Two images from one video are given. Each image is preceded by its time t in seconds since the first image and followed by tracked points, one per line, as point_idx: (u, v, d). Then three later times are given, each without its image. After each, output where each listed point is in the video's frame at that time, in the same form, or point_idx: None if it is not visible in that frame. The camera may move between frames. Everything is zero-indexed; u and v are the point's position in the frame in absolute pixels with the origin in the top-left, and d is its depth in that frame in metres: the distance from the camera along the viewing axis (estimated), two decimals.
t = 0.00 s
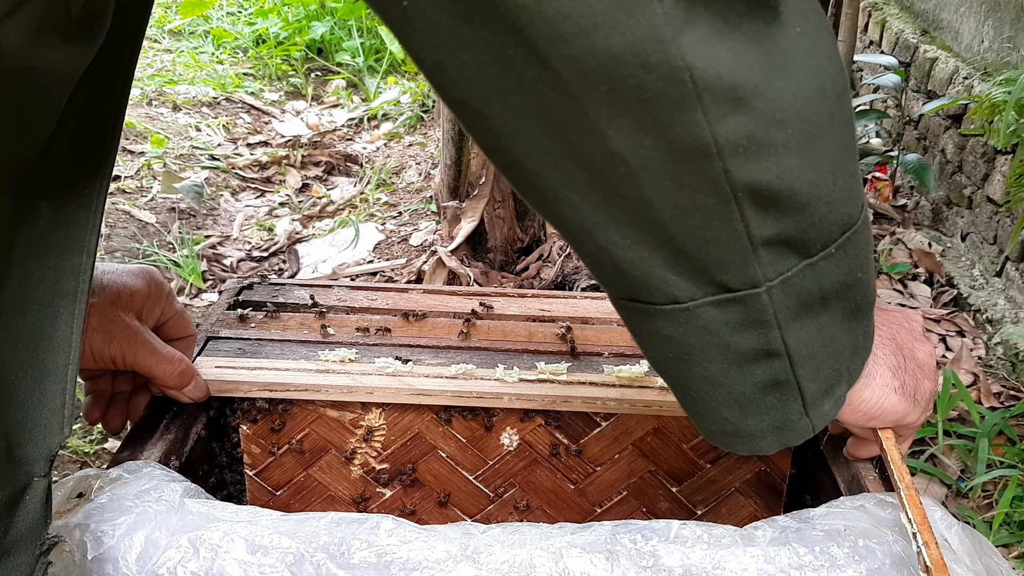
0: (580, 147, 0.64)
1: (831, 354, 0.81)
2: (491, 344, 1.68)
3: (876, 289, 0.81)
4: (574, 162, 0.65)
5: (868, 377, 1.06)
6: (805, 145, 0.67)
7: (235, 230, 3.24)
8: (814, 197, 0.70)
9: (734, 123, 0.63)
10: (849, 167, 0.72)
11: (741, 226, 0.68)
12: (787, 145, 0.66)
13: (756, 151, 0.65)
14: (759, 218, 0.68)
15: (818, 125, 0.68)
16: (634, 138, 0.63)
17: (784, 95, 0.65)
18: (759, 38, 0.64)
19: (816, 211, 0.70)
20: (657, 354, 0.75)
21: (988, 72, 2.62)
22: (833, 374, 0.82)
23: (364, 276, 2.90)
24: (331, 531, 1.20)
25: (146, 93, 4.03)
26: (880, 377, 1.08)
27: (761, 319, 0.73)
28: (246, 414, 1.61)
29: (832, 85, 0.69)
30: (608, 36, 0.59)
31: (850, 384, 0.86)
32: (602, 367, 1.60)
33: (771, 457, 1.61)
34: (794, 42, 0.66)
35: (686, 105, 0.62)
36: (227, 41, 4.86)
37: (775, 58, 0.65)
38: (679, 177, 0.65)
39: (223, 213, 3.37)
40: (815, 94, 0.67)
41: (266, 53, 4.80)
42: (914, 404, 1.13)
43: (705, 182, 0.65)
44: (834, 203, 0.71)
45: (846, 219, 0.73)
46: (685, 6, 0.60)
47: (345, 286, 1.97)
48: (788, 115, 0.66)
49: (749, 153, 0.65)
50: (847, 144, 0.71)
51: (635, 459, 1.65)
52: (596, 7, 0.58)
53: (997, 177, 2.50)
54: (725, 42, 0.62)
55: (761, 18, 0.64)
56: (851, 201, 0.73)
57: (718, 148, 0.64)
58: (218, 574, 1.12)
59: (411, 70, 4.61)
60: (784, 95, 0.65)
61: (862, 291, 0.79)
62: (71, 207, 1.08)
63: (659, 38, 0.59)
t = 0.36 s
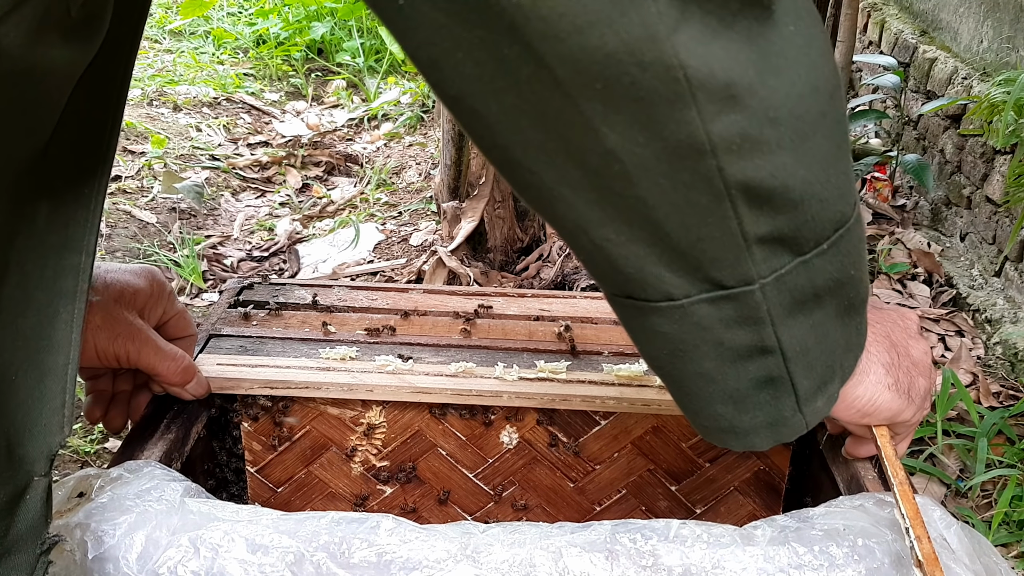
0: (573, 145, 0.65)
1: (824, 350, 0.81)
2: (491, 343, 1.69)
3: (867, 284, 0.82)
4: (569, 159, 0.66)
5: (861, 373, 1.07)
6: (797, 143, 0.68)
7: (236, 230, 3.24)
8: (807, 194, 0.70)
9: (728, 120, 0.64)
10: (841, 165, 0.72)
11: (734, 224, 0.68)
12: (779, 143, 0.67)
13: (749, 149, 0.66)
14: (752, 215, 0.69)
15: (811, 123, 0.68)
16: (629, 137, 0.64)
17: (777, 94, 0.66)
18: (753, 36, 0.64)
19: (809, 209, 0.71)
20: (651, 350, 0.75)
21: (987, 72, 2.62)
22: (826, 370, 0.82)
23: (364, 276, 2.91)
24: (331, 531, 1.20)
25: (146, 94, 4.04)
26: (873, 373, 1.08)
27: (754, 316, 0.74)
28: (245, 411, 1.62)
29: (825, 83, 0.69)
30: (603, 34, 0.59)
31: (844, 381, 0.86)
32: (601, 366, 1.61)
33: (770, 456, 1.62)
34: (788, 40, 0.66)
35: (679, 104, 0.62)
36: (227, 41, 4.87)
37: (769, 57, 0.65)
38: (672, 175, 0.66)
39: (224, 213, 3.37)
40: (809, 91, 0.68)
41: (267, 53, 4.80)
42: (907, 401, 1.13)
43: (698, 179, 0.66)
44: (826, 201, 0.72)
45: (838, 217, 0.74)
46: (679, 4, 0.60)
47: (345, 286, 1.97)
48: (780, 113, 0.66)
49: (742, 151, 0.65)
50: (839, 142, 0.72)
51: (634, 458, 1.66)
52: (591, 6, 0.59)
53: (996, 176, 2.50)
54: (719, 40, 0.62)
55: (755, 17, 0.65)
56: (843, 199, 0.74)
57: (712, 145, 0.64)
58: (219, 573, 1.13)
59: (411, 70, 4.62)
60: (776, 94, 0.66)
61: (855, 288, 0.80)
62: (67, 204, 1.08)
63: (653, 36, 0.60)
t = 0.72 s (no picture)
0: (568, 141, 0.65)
1: (821, 345, 0.81)
2: (491, 343, 1.69)
3: (863, 279, 0.81)
4: (565, 154, 0.66)
5: (859, 371, 1.07)
6: (791, 137, 0.68)
7: (236, 230, 3.25)
8: (801, 188, 0.70)
9: (721, 113, 0.64)
10: (834, 159, 0.73)
11: (729, 218, 0.68)
12: (772, 136, 0.67)
13: (743, 142, 0.66)
14: (747, 209, 0.69)
15: (805, 116, 0.68)
16: (623, 131, 0.64)
17: (770, 88, 0.66)
18: (745, 30, 0.64)
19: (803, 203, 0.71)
20: (648, 346, 0.75)
21: (987, 72, 2.62)
22: (823, 366, 0.82)
23: (364, 276, 2.91)
24: (331, 531, 1.20)
25: (146, 94, 4.04)
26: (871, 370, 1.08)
27: (750, 310, 0.74)
28: (246, 411, 1.62)
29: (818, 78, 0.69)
30: (597, 28, 0.59)
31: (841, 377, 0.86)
32: (601, 366, 1.61)
33: (769, 456, 1.62)
34: (780, 35, 0.67)
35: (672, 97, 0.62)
36: (227, 41, 4.88)
37: (761, 51, 0.65)
38: (666, 170, 0.66)
39: (224, 213, 3.37)
40: (802, 86, 0.68)
41: (267, 53, 4.80)
42: (905, 400, 1.13)
43: (692, 173, 0.66)
44: (821, 195, 0.72)
45: (832, 211, 0.74)
46: None
47: (345, 286, 1.96)
48: (773, 106, 0.66)
49: (736, 145, 0.65)
50: (832, 136, 0.72)
51: (634, 457, 1.65)
52: None
53: (996, 176, 2.51)
54: (712, 35, 0.62)
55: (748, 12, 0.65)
56: (837, 193, 0.74)
57: (706, 139, 0.64)
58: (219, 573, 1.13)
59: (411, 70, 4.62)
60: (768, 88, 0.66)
61: (851, 283, 0.79)
62: (62, 200, 1.06)
63: (646, 29, 0.60)
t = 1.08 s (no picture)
0: (551, 128, 0.65)
1: (813, 334, 0.80)
2: (491, 342, 1.69)
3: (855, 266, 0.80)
4: (548, 141, 0.66)
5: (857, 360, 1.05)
6: (774, 124, 0.68)
7: (236, 230, 3.25)
8: (787, 174, 0.70)
9: (703, 101, 0.64)
10: (821, 148, 0.72)
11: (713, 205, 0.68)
12: (757, 124, 0.67)
13: (727, 130, 0.66)
14: (732, 196, 0.69)
15: (789, 104, 0.68)
16: (607, 118, 0.64)
17: (753, 76, 0.65)
18: (728, 19, 0.64)
19: (790, 189, 0.70)
20: (636, 333, 0.75)
21: (987, 72, 2.62)
22: (815, 353, 0.81)
23: (364, 276, 2.91)
24: (331, 531, 1.20)
25: (146, 94, 4.04)
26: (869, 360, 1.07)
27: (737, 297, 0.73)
28: (246, 412, 1.62)
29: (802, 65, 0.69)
30: (579, 17, 0.60)
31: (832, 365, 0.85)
32: (601, 366, 1.61)
33: (769, 456, 1.62)
34: (764, 24, 0.67)
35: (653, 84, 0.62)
36: (227, 41, 4.88)
37: (744, 40, 0.65)
38: (650, 156, 0.66)
39: (224, 213, 3.37)
40: (786, 73, 0.67)
41: (267, 53, 4.80)
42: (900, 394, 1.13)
43: (676, 159, 0.66)
44: (808, 182, 0.71)
45: (821, 199, 0.73)
46: None
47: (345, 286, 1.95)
48: (757, 93, 0.66)
49: (720, 132, 0.65)
50: (818, 124, 0.72)
51: (634, 457, 1.65)
52: None
53: (996, 176, 2.51)
54: (695, 24, 0.62)
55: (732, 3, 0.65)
56: (825, 180, 0.73)
57: (689, 127, 0.64)
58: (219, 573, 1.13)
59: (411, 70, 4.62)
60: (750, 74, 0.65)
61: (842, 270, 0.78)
62: (49, 190, 1.07)
63: (627, 19, 0.60)
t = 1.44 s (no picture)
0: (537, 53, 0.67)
1: (822, 255, 0.78)
2: (490, 342, 1.69)
3: (869, 184, 0.78)
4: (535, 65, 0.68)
5: (898, 267, 0.85)
6: (767, 44, 0.66)
7: (236, 230, 3.25)
8: (781, 95, 0.68)
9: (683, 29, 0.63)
10: (822, 67, 0.70)
11: (703, 130, 0.68)
12: (746, 51, 0.65)
13: (712, 56, 0.65)
14: (723, 122, 0.68)
15: (786, 25, 0.66)
16: (585, 47, 0.65)
17: None
18: None
19: (785, 111, 0.69)
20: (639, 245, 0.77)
21: (987, 72, 2.62)
22: (826, 273, 0.79)
23: (364, 276, 2.91)
24: (331, 531, 1.20)
25: (146, 94, 4.05)
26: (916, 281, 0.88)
27: (734, 217, 0.73)
28: (246, 413, 1.62)
29: None
30: None
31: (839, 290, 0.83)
32: (601, 366, 1.61)
33: (769, 456, 1.62)
34: None
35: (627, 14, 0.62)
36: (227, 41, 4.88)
37: None
38: (634, 82, 0.66)
39: (224, 213, 3.37)
40: None
41: (266, 53, 4.80)
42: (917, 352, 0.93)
43: (662, 84, 0.66)
44: (804, 105, 0.70)
45: (820, 121, 0.71)
46: None
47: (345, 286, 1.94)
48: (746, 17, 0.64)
49: (703, 61, 0.65)
50: (820, 41, 0.69)
51: (634, 457, 1.64)
52: None
53: (996, 177, 2.51)
54: None
55: None
56: (825, 101, 0.71)
57: (668, 58, 0.64)
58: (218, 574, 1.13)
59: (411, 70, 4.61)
60: None
61: (851, 185, 0.76)
62: (62, 145, 0.98)
63: None
